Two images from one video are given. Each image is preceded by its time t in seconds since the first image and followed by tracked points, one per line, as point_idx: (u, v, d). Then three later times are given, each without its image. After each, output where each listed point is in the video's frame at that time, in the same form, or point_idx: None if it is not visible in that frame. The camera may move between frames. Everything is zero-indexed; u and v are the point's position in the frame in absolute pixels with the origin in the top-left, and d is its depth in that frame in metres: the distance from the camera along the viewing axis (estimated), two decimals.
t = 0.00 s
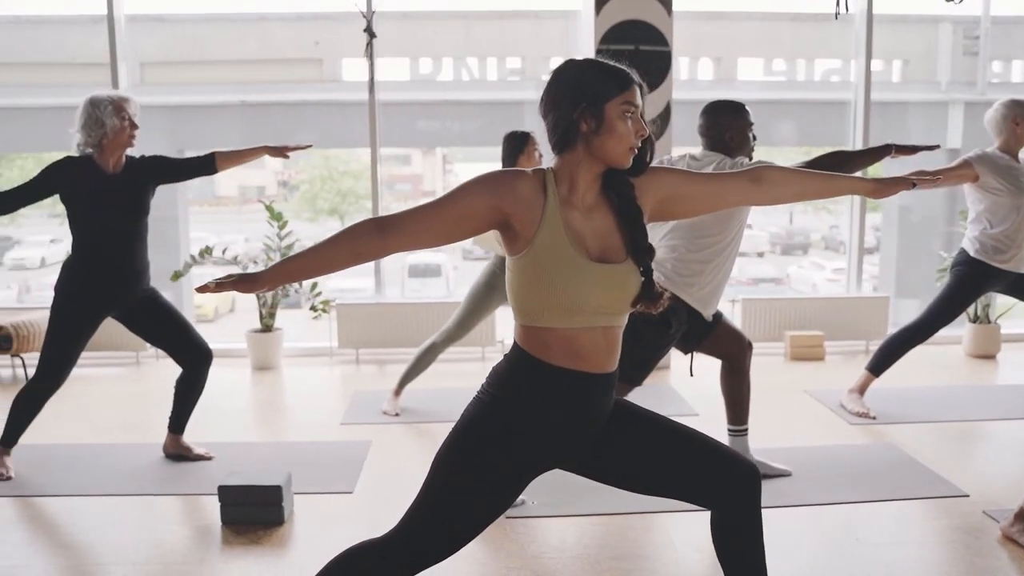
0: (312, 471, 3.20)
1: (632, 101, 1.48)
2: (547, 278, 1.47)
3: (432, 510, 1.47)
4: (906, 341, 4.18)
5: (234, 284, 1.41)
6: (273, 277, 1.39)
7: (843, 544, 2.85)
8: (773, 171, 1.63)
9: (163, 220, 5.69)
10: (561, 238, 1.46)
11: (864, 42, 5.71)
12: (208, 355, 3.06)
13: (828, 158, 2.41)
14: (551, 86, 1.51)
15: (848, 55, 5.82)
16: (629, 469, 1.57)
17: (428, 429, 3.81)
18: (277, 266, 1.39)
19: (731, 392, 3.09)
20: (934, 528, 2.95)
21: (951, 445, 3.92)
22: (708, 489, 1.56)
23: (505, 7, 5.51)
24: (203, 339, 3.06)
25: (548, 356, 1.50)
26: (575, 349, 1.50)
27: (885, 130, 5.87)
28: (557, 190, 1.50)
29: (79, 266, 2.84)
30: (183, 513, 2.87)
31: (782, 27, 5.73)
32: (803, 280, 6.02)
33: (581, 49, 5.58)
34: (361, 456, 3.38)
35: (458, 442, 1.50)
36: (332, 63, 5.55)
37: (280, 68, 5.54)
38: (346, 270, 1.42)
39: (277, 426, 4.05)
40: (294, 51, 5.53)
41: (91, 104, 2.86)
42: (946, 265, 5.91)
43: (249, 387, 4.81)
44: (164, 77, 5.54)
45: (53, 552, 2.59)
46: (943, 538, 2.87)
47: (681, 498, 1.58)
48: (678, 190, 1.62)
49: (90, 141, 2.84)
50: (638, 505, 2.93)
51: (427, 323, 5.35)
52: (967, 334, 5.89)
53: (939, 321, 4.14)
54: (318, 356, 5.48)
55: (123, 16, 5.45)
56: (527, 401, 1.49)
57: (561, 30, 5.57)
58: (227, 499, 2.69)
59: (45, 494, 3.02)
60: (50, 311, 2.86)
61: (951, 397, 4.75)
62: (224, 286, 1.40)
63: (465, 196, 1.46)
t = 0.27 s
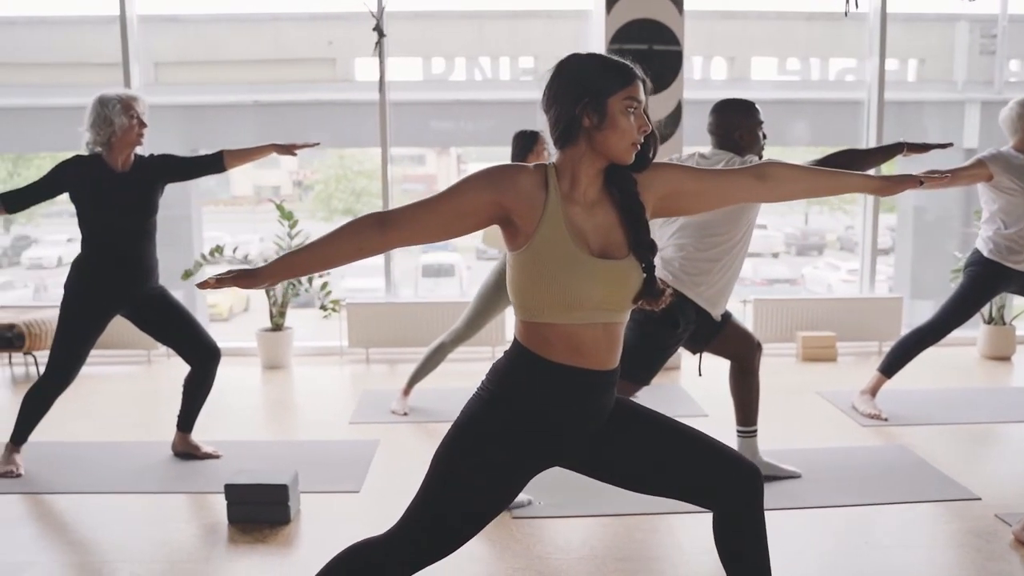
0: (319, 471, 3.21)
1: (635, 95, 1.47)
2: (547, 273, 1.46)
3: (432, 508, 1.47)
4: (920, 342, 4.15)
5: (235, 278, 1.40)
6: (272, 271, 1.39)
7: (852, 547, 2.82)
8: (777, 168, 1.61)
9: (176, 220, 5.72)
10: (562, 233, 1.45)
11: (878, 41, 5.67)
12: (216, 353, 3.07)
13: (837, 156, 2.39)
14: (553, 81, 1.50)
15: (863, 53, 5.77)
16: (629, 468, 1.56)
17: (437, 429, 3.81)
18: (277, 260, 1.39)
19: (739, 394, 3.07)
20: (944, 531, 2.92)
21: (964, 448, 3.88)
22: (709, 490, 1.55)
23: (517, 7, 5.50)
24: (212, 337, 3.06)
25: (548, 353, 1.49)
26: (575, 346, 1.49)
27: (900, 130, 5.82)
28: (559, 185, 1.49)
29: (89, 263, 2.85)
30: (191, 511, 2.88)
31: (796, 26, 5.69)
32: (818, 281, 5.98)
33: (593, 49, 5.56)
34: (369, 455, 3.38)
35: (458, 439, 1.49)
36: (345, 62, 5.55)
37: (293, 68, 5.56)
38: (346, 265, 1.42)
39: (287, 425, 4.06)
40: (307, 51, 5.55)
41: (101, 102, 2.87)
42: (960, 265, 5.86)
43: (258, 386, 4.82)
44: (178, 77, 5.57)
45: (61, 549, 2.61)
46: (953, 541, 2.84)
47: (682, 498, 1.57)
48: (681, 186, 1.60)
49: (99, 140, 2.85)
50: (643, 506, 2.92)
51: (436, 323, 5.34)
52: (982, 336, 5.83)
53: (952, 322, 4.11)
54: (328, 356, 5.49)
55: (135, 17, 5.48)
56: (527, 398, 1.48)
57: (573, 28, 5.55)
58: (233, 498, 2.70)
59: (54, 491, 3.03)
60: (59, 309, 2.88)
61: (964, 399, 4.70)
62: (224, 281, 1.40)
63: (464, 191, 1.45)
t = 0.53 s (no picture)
0: (327, 470, 3.21)
1: (638, 93, 1.46)
2: (549, 271, 1.45)
3: (434, 509, 1.46)
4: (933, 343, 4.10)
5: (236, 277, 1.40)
6: (273, 270, 1.39)
7: (862, 550, 2.79)
8: (783, 166, 1.60)
9: (190, 219, 5.74)
10: (564, 231, 1.44)
11: (893, 40, 5.62)
12: (225, 352, 3.07)
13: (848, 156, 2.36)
14: (556, 79, 1.49)
15: (879, 52, 5.72)
16: (633, 469, 1.55)
17: (447, 429, 3.80)
18: (277, 259, 1.39)
19: (749, 396, 3.05)
20: (957, 535, 2.89)
21: (979, 451, 3.83)
22: (714, 492, 1.53)
23: (530, 6, 5.48)
24: (220, 336, 3.07)
25: (550, 352, 1.48)
26: (578, 345, 1.48)
27: (916, 129, 5.76)
28: (561, 183, 1.48)
29: (98, 261, 2.87)
30: (199, 509, 2.89)
31: (811, 25, 5.65)
32: (833, 282, 5.94)
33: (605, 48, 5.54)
34: (378, 455, 3.38)
35: (460, 440, 1.48)
36: (358, 62, 5.56)
37: (307, 68, 5.57)
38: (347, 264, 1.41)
39: (297, 424, 4.06)
40: (320, 51, 5.55)
41: (110, 102, 2.89)
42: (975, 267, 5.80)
43: (269, 385, 4.83)
44: (192, 77, 5.59)
45: (70, 546, 2.62)
46: (966, 545, 2.80)
47: (687, 500, 1.56)
48: (684, 185, 1.59)
49: (108, 139, 2.87)
50: (650, 508, 2.90)
51: (446, 322, 5.34)
52: (998, 337, 5.77)
53: (965, 324, 4.05)
54: (339, 355, 5.50)
55: (147, 17, 5.51)
56: (529, 398, 1.47)
57: (586, 27, 5.53)
58: (241, 497, 2.71)
59: (64, 489, 3.05)
60: (70, 308, 2.89)
61: (980, 401, 4.65)
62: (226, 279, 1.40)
63: (466, 189, 1.44)
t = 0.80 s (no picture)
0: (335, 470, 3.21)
1: (641, 91, 1.45)
2: (551, 272, 1.44)
3: (435, 511, 1.45)
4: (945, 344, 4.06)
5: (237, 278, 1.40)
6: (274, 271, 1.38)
7: (871, 554, 2.77)
8: (788, 165, 1.58)
9: (201, 219, 5.76)
10: (565, 231, 1.43)
11: (907, 39, 5.57)
12: (233, 352, 3.08)
13: (858, 156, 2.34)
14: (557, 77, 1.48)
15: (893, 51, 5.68)
16: (636, 471, 1.54)
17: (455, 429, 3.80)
18: (278, 260, 1.38)
19: (758, 398, 3.03)
20: (968, 539, 2.86)
21: (991, 453, 3.80)
22: (719, 495, 1.52)
23: (541, 5, 5.47)
24: (227, 335, 3.08)
25: (552, 353, 1.47)
26: (580, 346, 1.47)
27: (930, 129, 5.72)
28: (563, 183, 1.47)
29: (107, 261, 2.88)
30: (207, 508, 2.89)
31: (824, 24, 5.61)
32: (847, 282, 5.90)
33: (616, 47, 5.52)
34: (385, 455, 3.38)
35: (461, 441, 1.47)
36: (370, 62, 5.56)
37: (318, 68, 5.57)
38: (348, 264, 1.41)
39: (306, 424, 4.07)
40: (332, 51, 5.56)
41: (119, 101, 2.90)
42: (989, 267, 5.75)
43: (278, 384, 4.84)
44: (205, 77, 5.61)
45: (78, 544, 2.63)
46: (977, 549, 2.77)
47: (691, 503, 1.54)
48: (688, 184, 1.58)
49: (117, 137, 2.87)
50: (657, 510, 2.89)
51: (456, 322, 5.34)
52: (1011, 339, 5.71)
53: (977, 325, 4.01)
54: (349, 354, 5.51)
55: (159, 17, 5.53)
56: (531, 399, 1.46)
57: (597, 27, 5.52)
58: (248, 496, 2.71)
59: (73, 487, 3.06)
60: (78, 308, 2.90)
61: (993, 404, 4.61)
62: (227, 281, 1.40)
63: (467, 189, 1.44)
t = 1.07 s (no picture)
0: (340, 469, 3.21)
1: (642, 89, 1.44)
2: (550, 271, 1.43)
3: (435, 511, 1.45)
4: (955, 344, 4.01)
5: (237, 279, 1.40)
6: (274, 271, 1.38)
7: (877, 556, 2.75)
8: (790, 165, 1.57)
9: (210, 218, 5.78)
10: (565, 230, 1.43)
11: (916, 38, 5.54)
12: (238, 351, 3.09)
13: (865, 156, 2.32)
14: (559, 75, 1.47)
15: (904, 51, 5.64)
16: (637, 472, 1.53)
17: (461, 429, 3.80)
18: (277, 260, 1.38)
19: (764, 399, 3.01)
20: (976, 543, 2.84)
21: (1001, 456, 3.77)
22: (720, 497, 1.51)
23: (550, 4, 5.46)
24: (233, 334, 3.08)
25: (552, 353, 1.47)
26: (580, 346, 1.46)
27: (941, 129, 5.68)
28: (563, 182, 1.46)
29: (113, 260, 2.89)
30: (212, 507, 2.90)
31: (835, 24, 5.58)
32: (857, 283, 5.87)
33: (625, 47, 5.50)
34: (391, 455, 3.38)
35: (460, 442, 1.47)
36: (380, 62, 5.56)
37: (327, 68, 5.58)
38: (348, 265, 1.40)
39: (312, 423, 4.07)
40: (341, 51, 5.56)
41: (125, 101, 2.91)
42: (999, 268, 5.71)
43: (285, 383, 4.85)
44: (214, 76, 5.63)
45: (83, 542, 2.64)
46: (985, 553, 2.75)
47: (692, 505, 1.53)
48: (689, 184, 1.58)
49: (123, 137, 2.88)
50: (661, 511, 2.87)
51: (462, 322, 5.34)
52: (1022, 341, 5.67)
53: (987, 326, 3.97)
54: (356, 354, 5.52)
55: (167, 17, 5.55)
56: (530, 400, 1.46)
57: (606, 27, 5.51)
58: (252, 496, 2.71)
59: (80, 485, 3.07)
60: (84, 307, 2.91)
61: (1003, 406, 4.58)
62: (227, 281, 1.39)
63: (467, 187, 1.43)
